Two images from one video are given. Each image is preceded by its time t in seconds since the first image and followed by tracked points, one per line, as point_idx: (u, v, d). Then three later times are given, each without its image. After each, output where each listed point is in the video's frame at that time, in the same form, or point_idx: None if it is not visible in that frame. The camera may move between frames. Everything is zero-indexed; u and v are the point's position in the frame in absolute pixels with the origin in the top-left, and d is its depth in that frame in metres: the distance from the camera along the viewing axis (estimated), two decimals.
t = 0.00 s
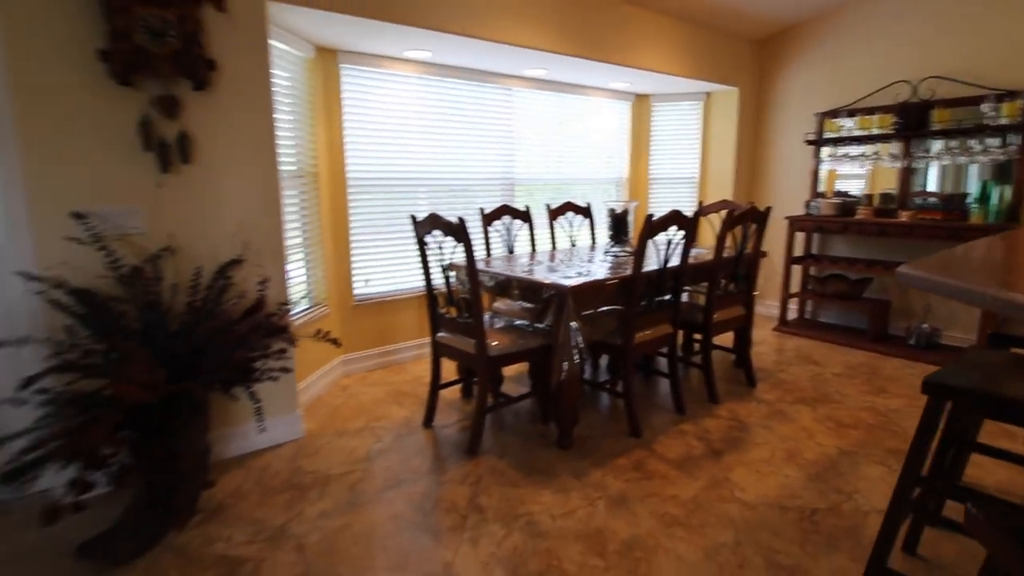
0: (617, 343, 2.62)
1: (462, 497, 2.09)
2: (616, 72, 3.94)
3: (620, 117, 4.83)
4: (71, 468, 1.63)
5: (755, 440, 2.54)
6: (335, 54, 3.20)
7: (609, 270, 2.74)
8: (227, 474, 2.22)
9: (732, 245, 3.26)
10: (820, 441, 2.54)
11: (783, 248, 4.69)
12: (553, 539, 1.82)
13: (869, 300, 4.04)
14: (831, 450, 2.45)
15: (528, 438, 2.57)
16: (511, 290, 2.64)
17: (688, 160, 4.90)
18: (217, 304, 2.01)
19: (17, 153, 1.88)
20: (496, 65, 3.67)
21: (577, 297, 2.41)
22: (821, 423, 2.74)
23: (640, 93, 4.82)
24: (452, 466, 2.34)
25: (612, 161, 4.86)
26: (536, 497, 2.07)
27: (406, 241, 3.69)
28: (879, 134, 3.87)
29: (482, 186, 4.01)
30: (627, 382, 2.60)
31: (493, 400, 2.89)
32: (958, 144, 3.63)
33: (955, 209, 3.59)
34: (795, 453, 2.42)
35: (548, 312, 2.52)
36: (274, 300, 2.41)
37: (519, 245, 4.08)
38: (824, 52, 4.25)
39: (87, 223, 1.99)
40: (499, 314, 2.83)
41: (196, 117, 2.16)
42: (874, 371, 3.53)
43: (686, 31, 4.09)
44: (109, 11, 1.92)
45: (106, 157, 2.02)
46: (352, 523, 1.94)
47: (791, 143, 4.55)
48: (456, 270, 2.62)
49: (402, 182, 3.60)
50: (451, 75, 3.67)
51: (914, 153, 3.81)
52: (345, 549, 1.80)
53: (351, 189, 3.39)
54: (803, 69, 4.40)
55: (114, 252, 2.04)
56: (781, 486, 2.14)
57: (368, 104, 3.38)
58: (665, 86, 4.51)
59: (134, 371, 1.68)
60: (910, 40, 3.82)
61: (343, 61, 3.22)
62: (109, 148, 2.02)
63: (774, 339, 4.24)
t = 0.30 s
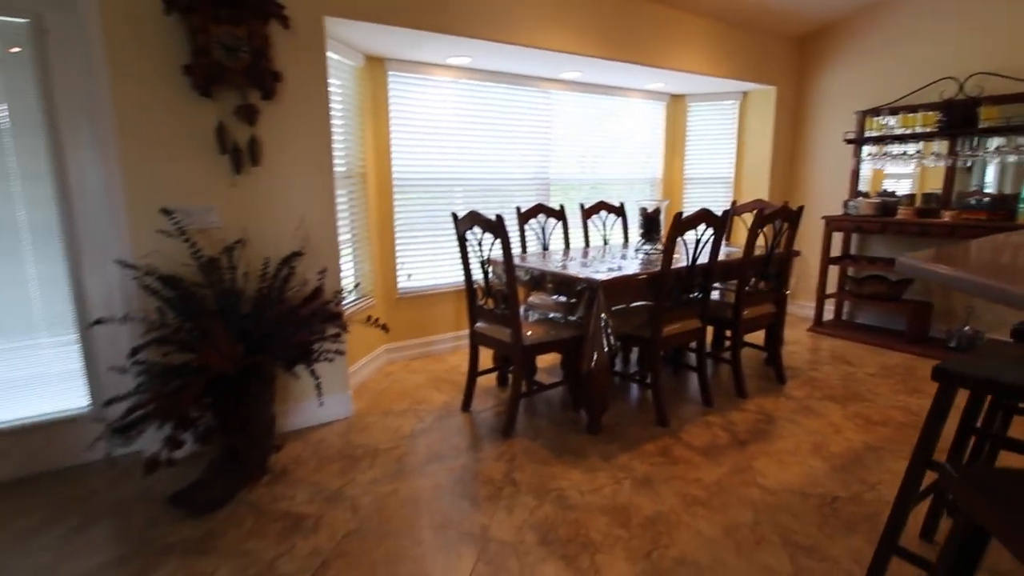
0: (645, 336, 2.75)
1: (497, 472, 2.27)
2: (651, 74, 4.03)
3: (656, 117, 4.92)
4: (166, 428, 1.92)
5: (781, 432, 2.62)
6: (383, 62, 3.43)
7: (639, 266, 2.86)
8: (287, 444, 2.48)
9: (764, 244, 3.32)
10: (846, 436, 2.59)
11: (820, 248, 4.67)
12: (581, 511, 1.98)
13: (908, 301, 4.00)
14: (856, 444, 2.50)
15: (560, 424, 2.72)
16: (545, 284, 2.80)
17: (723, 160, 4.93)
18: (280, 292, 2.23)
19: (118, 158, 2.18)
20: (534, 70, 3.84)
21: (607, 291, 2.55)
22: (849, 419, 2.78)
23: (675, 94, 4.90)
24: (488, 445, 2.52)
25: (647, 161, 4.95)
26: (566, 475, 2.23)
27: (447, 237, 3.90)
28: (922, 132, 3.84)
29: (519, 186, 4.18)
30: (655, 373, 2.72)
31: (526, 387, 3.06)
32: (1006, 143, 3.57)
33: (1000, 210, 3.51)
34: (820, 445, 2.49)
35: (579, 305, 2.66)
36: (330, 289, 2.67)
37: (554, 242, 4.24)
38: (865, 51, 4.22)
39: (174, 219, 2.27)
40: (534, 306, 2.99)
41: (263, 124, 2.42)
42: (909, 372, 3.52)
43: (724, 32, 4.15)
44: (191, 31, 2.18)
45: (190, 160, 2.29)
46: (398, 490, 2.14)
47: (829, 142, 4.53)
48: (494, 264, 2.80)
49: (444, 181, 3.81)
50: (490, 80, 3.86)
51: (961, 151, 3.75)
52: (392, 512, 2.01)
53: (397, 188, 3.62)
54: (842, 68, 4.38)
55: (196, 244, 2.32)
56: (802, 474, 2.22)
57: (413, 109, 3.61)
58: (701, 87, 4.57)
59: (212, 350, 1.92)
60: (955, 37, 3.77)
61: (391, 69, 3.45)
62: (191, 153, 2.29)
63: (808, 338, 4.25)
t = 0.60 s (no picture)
0: (670, 331, 2.85)
1: (525, 454, 2.42)
2: (680, 78, 4.12)
3: (686, 120, 4.98)
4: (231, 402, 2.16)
5: (803, 426, 2.68)
6: (423, 71, 3.64)
7: (665, 264, 2.96)
8: (332, 423, 2.70)
9: (791, 244, 3.37)
10: (869, 431, 2.63)
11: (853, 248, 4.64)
12: (604, 491, 2.11)
13: (944, 302, 3.95)
14: (879, 439, 2.54)
15: (586, 413, 2.85)
16: (574, 280, 2.94)
17: (754, 161, 4.95)
18: (330, 283, 2.44)
19: (188, 162, 2.43)
20: (565, 76, 3.99)
21: (633, 286, 2.67)
22: (874, 416, 2.82)
23: (705, 97, 4.96)
24: (518, 430, 2.67)
25: (677, 162, 5.03)
26: (591, 458, 2.36)
27: (482, 235, 4.08)
28: (957, 134, 3.78)
29: (550, 187, 4.33)
30: (679, 367, 2.82)
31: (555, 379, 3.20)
32: None
33: None
34: (841, 439, 2.55)
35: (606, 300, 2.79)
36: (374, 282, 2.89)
37: (583, 241, 4.38)
38: (900, 51, 4.19)
39: (238, 216, 2.51)
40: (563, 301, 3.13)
41: (315, 131, 2.65)
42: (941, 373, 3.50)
43: (755, 35, 4.19)
44: (254, 48, 2.42)
45: (251, 164, 2.54)
46: (434, 467, 2.32)
47: (862, 143, 4.51)
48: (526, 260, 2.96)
49: (478, 183, 3.99)
50: (523, 86, 4.02)
51: (998, 152, 3.68)
52: (429, 485, 2.18)
53: (434, 190, 3.82)
54: (876, 68, 4.36)
55: (256, 239, 2.56)
56: (821, 465, 2.30)
57: (451, 114, 3.80)
58: (732, 89, 4.62)
59: (271, 335, 2.13)
60: (993, 36, 3.72)
61: (429, 77, 3.66)
62: (252, 157, 2.54)
63: (838, 339, 4.25)
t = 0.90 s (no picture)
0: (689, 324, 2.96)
1: (549, 438, 2.56)
2: (703, 80, 4.20)
3: (711, 120, 5.04)
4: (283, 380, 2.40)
5: (820, 418, 2.76)
6: (455, 77, 3.82)
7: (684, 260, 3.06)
8: (369, 406, 2.90)
9: (810, 241, 3.43)
10: (886, 424, 2.70)
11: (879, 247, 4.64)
12: (623, 471, 2.24)
13: (971, 301, 3.93)
14: (894, 432, 2.61)
15: (607, 402, 2.99)
16: (596, 275, 3.07)
17: (779, 160, 4.97)
18: (369, 275, 2.63)
19: (243, 164, 2.67)
20: (591, 79, 4.12)
21: (652, 281, 2.78)
22: (891, 410, 2.87)
23: (730, 97, 5.01)
24: (541, 416, 2.82)
25: (702, 161, 5.09)
26: (610, 443, 2.49)
27: (510, 233, 4.24)
28: (983, 133, 3.79)
29: (575, 187, 4.46)
30: (697, 359, 2.92)
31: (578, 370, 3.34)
32: None
33: None
34: (857, 430, 2.62)
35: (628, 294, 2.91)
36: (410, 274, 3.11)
37: (607, 239, 4.50)
38: (929, 50, 4.18)
39: (287, 214, 2.75)
40: (585, 296, 3.26)
41: (357, 135, 2.86)
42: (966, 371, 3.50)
43: (781, 36, 4.23)
44: (303, 60, 2.65)
45: (299, 166, 2.77)
46: (463, 447, 2.49)
47: (888, 142, 4.51)
48: (550, 255, 3.10)
49: (506, 183, 4.15)
50: (550, 89, 4.16)
51: None
52: (459, 463, 2.35)
53: (464, 189, 4.00)
54: (904, 68, 4.35)
55: (304, 234, 2.79)
56: (834, 454, 2.38)
57: (481, 117, 3.97)
58: (757, 89, 4.66)
59: (317, 321, 2.34)
60: None
61: (461, 82, 3.83)
62: (301, 159, 2.77)
63: (862, 336, 4.26)
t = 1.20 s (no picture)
0: (702, 320, 3.08)
1: (567, 424, 2.73)
2: (721, 84, 4.30)
3: (730, 122, 5.13)
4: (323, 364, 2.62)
5: (829, 411, 2.86)
6: (480, 82, 4.01)
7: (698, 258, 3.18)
8: (399, 392, 3.10)
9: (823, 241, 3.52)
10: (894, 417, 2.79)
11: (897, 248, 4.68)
12: (636, 454, 2.39)
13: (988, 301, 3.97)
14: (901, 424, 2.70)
15: (623, 393, 3.14)
16: (613, 272, 3.22)
17: (797, 162, 5.03)
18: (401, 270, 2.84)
19: (286, 166, 2.90)
20: (610, 84, 4.26)
21: (667, 278, 2.92)
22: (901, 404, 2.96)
23: (749, 100, 5.09)
24: (560, 404, 2.99)
25: (720, 163, 5.19)
26: (625, 429, 2.64)
27: (532, 232, 4.41)
28: (999, 135, 3.79)
29: (595, 188, 4.61)
30: (710, 353, 3.05)
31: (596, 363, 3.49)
32: None
33: None
34: (864, 422, 2.72)
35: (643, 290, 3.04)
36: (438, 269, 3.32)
37: (626, 239, 4.64)
38: (947, 53, 4.21)
39: (326, 212, 2.98)
40: (602, 292, 3.41)
41: (390, 139, 3.07)
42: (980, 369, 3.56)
43: (798, 40, 4.31)
44: (342, 70, 2.87)
45: (337, 168, 2.99)
46: (487, 430, 2.68)
47: (907, 144, 4.54)
48: (569, 253, 3.26)
49: (528, 184, 4.33)
50: (571, 94, 4.32)
51: None
52: (482, 444, 2.52)
53: (488, 190, 4.19)
54: (922, 71, 4.39)
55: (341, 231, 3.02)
56: (840, 443, 2.49)
57: (505, 121, 4.15)
58: (775, 93, 4.75)
59: (354, 310, 2.55)
60: None
61: (486, 88, 4.02)
62: (338, 162, 2.99)
63: (878, 336, 4.32)
